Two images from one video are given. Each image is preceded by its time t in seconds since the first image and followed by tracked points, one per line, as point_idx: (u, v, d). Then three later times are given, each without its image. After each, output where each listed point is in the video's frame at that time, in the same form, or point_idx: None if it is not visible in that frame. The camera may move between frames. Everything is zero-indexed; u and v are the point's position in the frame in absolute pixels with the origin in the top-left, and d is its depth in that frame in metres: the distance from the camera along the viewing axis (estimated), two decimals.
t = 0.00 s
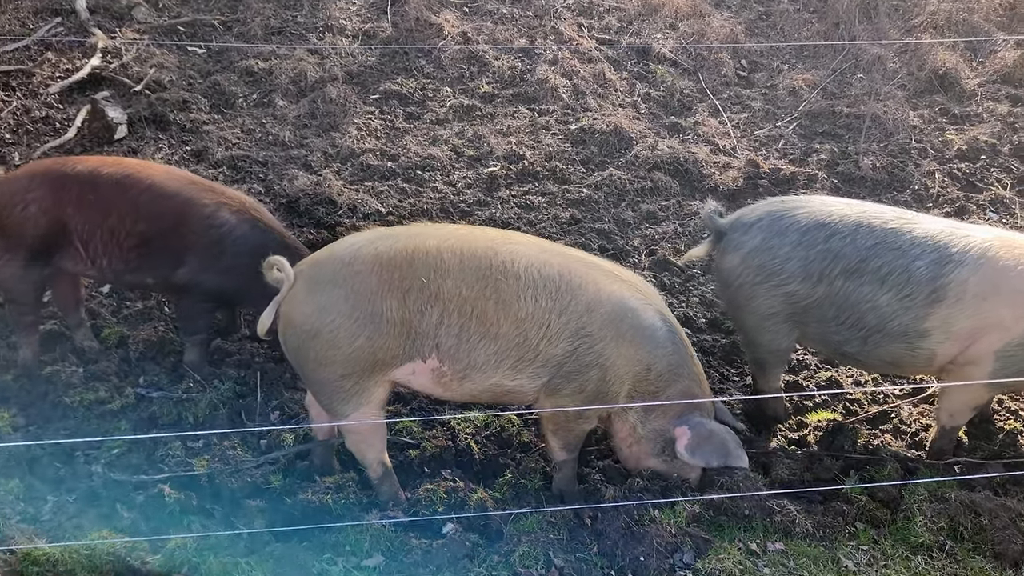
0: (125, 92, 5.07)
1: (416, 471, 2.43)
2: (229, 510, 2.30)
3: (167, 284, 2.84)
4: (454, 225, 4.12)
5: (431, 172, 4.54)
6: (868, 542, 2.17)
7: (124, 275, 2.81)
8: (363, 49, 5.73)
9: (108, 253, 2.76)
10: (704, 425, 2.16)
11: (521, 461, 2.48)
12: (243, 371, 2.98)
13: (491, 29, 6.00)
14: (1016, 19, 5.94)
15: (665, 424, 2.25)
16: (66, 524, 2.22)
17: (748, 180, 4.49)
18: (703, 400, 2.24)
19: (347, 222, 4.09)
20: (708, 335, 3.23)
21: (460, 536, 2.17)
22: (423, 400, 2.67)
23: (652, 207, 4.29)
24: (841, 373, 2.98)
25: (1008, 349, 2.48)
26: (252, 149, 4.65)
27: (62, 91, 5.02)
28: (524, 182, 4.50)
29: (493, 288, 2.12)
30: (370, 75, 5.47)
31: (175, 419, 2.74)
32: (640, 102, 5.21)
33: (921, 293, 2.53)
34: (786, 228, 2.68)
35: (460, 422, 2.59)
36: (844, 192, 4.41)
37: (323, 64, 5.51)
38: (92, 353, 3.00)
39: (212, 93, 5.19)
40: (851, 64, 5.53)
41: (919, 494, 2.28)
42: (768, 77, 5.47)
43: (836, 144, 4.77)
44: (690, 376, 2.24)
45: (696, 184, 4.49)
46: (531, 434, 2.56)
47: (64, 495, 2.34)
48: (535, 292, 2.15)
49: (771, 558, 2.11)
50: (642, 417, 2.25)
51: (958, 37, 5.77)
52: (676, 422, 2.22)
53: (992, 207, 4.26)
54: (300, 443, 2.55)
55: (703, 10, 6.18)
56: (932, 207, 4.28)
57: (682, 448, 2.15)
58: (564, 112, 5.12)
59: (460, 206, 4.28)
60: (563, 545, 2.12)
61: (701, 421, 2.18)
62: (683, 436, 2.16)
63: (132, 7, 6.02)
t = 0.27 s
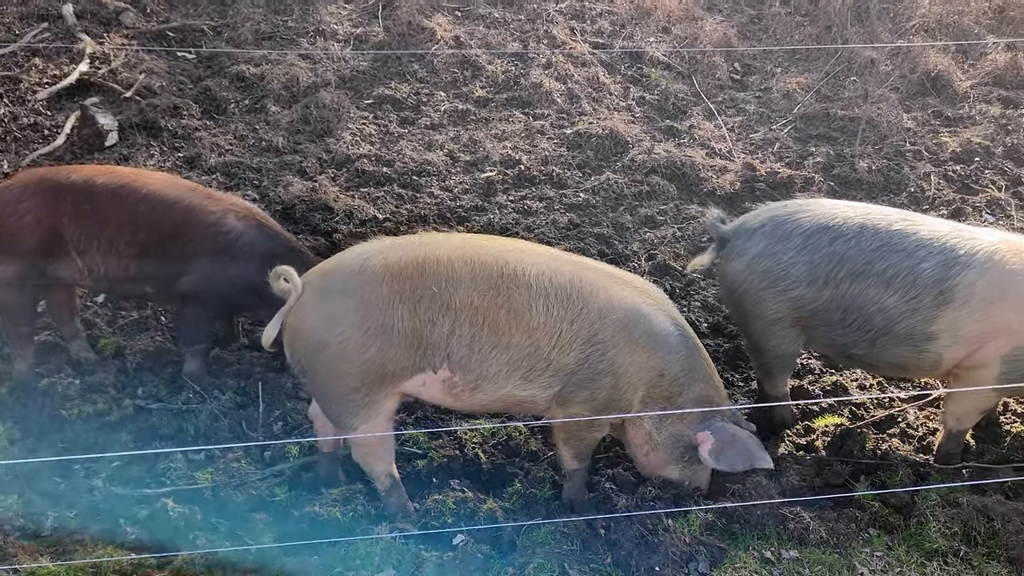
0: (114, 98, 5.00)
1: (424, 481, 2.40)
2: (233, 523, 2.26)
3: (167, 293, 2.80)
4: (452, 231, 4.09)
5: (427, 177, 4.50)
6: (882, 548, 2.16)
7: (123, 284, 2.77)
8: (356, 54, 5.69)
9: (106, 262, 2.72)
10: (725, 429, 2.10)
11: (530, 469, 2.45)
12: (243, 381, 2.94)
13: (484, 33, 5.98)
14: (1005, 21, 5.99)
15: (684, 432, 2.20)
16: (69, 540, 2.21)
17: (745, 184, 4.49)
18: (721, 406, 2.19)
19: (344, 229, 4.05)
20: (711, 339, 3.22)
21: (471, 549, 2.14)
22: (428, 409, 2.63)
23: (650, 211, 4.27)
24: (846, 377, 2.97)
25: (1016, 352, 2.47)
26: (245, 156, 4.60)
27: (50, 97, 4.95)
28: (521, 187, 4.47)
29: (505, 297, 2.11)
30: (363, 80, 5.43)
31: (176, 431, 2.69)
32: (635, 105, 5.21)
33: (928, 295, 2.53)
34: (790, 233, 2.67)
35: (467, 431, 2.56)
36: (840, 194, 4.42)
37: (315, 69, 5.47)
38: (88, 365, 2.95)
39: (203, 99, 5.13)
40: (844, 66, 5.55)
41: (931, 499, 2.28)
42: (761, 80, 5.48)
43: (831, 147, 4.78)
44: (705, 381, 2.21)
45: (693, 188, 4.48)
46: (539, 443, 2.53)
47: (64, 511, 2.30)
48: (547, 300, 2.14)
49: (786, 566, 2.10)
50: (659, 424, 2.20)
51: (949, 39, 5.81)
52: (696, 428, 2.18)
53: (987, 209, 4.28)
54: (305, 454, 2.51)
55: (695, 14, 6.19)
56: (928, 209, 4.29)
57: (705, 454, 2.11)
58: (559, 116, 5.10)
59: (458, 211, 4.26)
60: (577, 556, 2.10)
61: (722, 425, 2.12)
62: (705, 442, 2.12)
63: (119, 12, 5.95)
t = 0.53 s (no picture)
0: (110, 107, 4.97)
1: (438, 489, 2.39)
2: (246, 533, 2.25)
3: (178, 302, 2.77)
4: (454, 238, 4.09)
5: (427, 184, 4.50)
6: (898, 550, 2.18)
7: (133, 292, 2.73)
8: (352, 62, 5.68)
9: (117, 271, 2.67)
10: (742, 442, 2.13)
11: (543, 476, 2.45)
12: (251, 391, 2.92)
13: (480, 41, 6.00)
14: (995, 28, 6.08)
15: (701, 442, 2.23)
16: (81, 551, 2.20)
17: (744, 190, 4.52)
18: (739, 415, 2.22)
19: (345, 237, 4.03)
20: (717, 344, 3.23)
21: (489, 556, 2.14)
22: (438, 417, 2.62)
23: (651, 217, 4.29)
24: (851, 381, 2.99)
25: (1020, 355, 2.49)
26: (244, 164, 4.58)
27: (44, 106, 4.91)
28: (521, 194, 4.48)
29: (529, 307, 2.11)
30: (360, 88, 5.43)
31: (184, 442, 2.68)
32: (632, 112, 5.23)
33: (933, 298, 2.54)
34: (795, 237, 2.68)
35: (480, 438, 2.56)
36: (839, 200, 4.46)
37: (312, 77, 5.46)
38: (92, 375, 2.92)
39: (199, 107, 5.10)
40: (837, 73, 5.61)
41: (944, 502, 2.30)
42: (756, 87, 5.52)
43: (827, 153, 4.82)
44: (727, 391, 2.24)
45: (692, 194, 4.50)
46: (551, 450, 2.53)
47: (75, 522, 2.28)
48: (571, 309, 2.14)
49: (804, 569, 2.10)
50: (678, 433, 2.23)
51: (940, 46, 5.88)
52: (714, 438, 2.20)
53: (984, 213, 4.34)
54: (317, 464, 2.50)
55: (689, 22, 6.24)
56: (925, 214, 4.34)
57: (722, 466, 2.13)
58: (556, 123, 5.12)
59: (459, 218, 4.25)
60: (594, 561, 2.11)
61: (739, 437, 2.15)
62: (722, 454, 2.13)
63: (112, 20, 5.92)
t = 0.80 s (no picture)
0: (108, 116, 4.97)
1: (453, 491, 2.42)
2: (263, 536, 2.26)
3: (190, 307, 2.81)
4: (456, 245, 4.12)
5: (428, 192, 4.53)
6: (906, 547, 2.22)
7: (147, 298, 2.77)
8: (349, 71, 5.71)
9: (131, 278, 2.71)
10: (763, 433, 2.22)
11: (555, 478, 2.48)
12: (261, 397, 2.94)
13: (476, 50, 6.05)
14: (982, 37, 6.19)
15: (722, 438, 2.30)
16: (97, 556, 2.22)
17: (741, 196, 4.58)
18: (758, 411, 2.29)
19: (348, 244, 4.06)
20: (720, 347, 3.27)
21: (506, 556, 2.17)
22: (449, 420, 2.64)
23: (650, 223, 4.34)
24: (854, 382, 3.04)
25: (1020, 355, 2.54)
26: (245, 172, 4.59)
27: (42, 116, 4.91)
28: (521, 201, 4.52)
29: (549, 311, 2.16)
30: (358, 96, 5.46)
31: (197, 448, 2.70)
32: (628, 120, 5.29)
33: (935, 299, 2.60)
34: (799, 241, 2.74)
35: (491, 441, 2.58)
36: (834, 206, 4.53)
37: (310, 86, 5.48)
38: (101, 382, 2.93)
39: (198, 116, 5.11)
40: (829, 82, 5.70)
41: (951, 499, 2.35)
42: (750, 95, 5.60)
43: (822, 160, 4.90)
44: (744, 388, 2.29)
45: (690, 201, 4.55)
46: (562, 451, 2.56)
47: (90, 528, 2.28)
48: (590, 312, 2.20)
49: (816, 566, 2.14)
50: (699, 431, 2.29)
51: (929, 55, 5.99)
52: (735, 434, 2.28)
53: (976, 218, 4.42)
54: (331, 467, 2.54)
55: (682, 31, 6.32)
56: (920, 219, 4.42)
57: (745, 458, 2.21)
58: (554, 131, 5.17)
59: (460, 225, 4.29)
60: (612, 560, 2.15)
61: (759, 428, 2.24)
62: (744, 446, 2.22)
63: (109, 30, 5.92)
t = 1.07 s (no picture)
0: (107, 126, 5.00)
1: (463, 492, 2.45)
2: (277, 538, 2.30)
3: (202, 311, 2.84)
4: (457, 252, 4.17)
5: (427, 200, 4.58)
6: (908, 542, 2.27)
7: (158, 304, 2.80)
8: (347, 81, 5.76)
9: (143, 284, 2.75)
10: (780, 440, 2.27)
11: (563, 478, 2.52)
12: (269, 402, 2.97)
13: (472, 61, 6.12)
14: (969, 47, 6.31)
15: (738, 440, 2.33)
16: (109, 559, 2.25)
17: (736, 203, 4.65)
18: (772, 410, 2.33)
19: (350, 252, 4.09)
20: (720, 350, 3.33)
21: (518, 554, 2.20)
22: (457, 423, 2.68)
23: (648, 230, 4.40)
24: (852, 384, 3.10)
25: (1012, 354, 2.61)
26: (245, 181, 4.62)
27: (41, 126, 4.92)
28: (519, 209, 4.57)
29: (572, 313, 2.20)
30: (356, 106, 5.50)
31: (207, 452, 2.73)
32: (624, 129, 5.36)
33: (931, 299, 2.66)
34: (797, 244, 2.80)
35: (499, 442, 2.62)
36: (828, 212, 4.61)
37: (308, 96, 5.52)
38: (109, 389, 2.95)
39: (197, 126, 5.14)
40: (820, 91, 5.80)
41: (951, 495, 2.40)
42: (743, 104, 5.69)
43: (815, 167, 4.98)
44: (758, 389, 2.34)
45: (687, 207, 4.61)
46: (569, 452, 2.60)
47: (103, 531, 2.32)
48: (612, 314, 2.24)
49: (822, 562, 2.19)
50: (714, 433, 2.32)
51: (917, 64, 6.10)
52: (754, 436, 2.32)
53: (967, 224, 4.51)
54: (342, 469, 2.59)
55: (675, 41, 6.41)
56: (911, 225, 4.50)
57: (760, 460, 2.27)
58: (551, 140, 5.23)
59: (460, 233, 4.33)
60: (624, 557, 2.20)
61: (777, 436, 2.28)
62: (761, 450, 2.28)
63: (106, 41, 5.95)
